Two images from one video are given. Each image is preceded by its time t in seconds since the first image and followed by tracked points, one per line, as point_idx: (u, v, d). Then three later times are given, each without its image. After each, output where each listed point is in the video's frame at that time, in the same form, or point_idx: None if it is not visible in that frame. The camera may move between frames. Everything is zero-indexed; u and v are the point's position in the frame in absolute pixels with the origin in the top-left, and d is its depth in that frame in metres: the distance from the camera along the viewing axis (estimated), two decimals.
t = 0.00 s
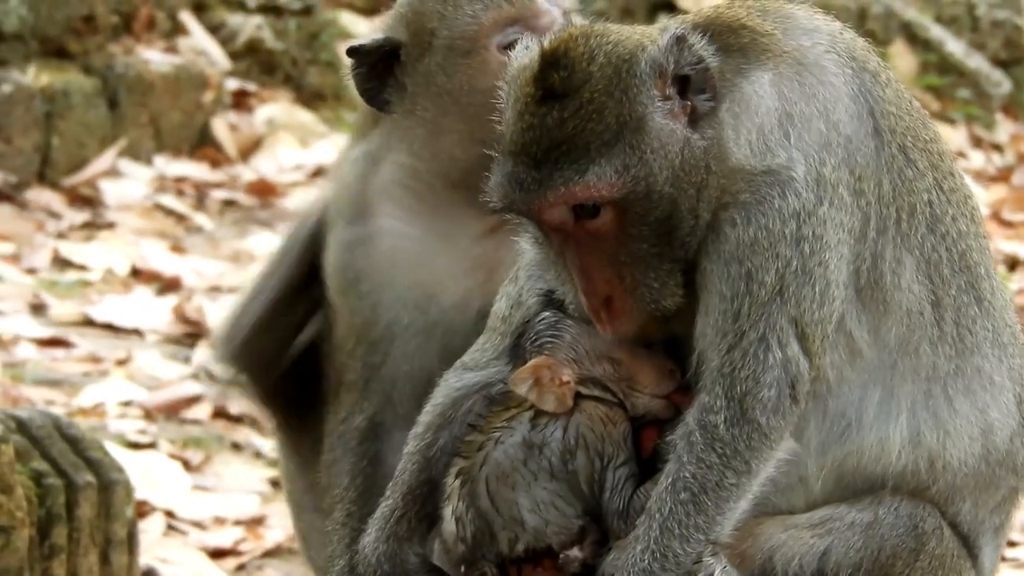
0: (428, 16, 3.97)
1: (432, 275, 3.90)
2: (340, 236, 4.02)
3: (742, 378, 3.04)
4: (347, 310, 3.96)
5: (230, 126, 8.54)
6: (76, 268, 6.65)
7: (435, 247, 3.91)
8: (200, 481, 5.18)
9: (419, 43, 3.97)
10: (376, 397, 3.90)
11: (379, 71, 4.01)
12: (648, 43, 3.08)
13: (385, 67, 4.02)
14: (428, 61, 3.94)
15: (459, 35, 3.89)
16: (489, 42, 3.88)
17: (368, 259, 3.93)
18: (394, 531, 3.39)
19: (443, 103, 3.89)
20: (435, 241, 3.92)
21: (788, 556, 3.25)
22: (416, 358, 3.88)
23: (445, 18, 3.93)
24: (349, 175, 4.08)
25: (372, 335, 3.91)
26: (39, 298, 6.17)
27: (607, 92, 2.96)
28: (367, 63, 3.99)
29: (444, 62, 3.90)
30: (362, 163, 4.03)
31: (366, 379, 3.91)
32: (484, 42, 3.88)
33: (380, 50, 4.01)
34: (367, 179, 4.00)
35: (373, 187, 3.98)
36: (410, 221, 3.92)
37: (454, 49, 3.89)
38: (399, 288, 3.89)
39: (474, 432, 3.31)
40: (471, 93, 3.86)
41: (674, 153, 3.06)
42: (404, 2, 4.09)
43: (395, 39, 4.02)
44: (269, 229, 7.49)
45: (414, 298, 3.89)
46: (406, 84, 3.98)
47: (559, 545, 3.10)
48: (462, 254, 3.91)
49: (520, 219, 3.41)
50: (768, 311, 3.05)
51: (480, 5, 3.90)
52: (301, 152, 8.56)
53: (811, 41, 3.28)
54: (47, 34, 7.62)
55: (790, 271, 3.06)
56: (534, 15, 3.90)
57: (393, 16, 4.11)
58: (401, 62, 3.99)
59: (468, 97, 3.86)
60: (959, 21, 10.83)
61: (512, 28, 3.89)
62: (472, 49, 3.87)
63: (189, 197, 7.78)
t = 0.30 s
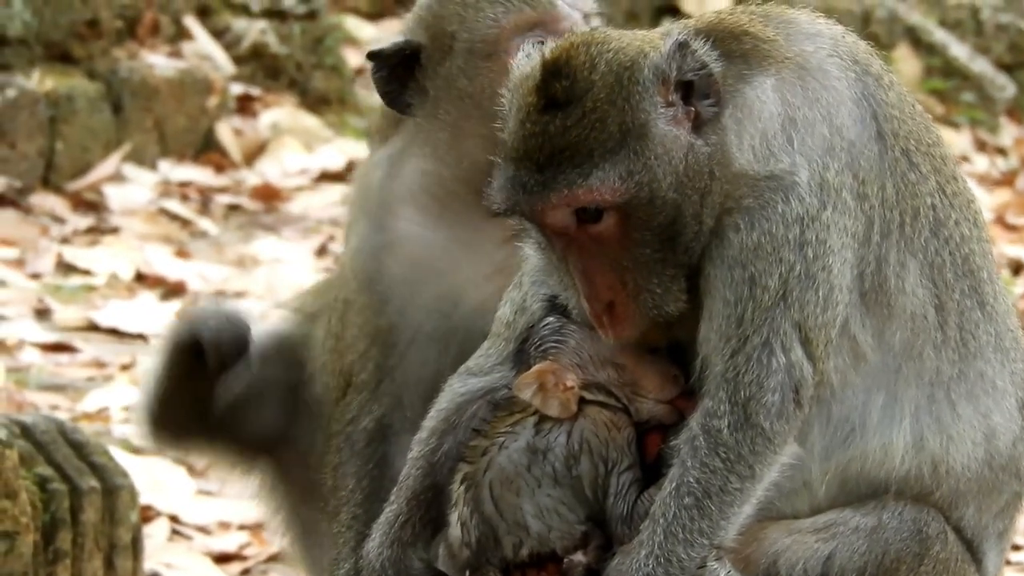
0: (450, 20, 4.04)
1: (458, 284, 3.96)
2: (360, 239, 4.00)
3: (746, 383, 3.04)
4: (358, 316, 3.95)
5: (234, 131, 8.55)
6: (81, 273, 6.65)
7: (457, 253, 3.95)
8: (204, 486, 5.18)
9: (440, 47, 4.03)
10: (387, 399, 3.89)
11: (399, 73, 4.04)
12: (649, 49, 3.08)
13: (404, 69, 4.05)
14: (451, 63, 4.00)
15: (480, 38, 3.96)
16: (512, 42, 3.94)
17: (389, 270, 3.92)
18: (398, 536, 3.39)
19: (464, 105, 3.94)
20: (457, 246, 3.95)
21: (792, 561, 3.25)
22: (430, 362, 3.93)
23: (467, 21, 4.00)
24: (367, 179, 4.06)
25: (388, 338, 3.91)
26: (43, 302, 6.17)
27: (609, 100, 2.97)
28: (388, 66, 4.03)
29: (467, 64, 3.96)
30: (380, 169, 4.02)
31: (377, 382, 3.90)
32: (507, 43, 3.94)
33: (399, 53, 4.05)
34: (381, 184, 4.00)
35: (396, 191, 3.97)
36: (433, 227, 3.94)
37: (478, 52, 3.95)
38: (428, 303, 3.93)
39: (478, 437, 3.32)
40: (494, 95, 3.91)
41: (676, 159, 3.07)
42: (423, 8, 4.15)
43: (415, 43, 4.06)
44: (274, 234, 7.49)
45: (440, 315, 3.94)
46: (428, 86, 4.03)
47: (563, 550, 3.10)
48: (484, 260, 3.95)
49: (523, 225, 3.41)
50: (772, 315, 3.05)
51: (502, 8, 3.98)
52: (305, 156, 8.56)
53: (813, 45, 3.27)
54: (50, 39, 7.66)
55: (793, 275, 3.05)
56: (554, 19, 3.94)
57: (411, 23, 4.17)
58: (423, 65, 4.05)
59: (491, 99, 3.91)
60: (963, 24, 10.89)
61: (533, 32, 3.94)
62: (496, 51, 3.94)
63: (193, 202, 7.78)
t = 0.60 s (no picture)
0: (453, 39, 4.01)
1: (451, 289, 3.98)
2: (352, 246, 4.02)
3: (743, 392, 3.04)
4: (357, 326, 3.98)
5: (234, 140, 8.57)
6: (81, 282, 6.66)
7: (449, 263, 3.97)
8: (204, 497, 5.17)
9: (444, 68, 3.99)
10: (383, 411, 3.92)
11: (403, 94, 4.00)
12: (647, 58, 3.07)
13: (409, 89, 4.01)
14: (456, 88, 3.97)
15: (486, 63, 3.94)
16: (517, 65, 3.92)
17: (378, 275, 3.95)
18: (396, 546, 3.39)
19: (471, 131, 3.93)
20: (449, 252, 3.97)
21: (790, 572, 3.24)
22: (427, 372, 3.95)
23: (472, 43, 3.97)
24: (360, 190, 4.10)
25: (382, 347, 3.92)
26: (43, 312, 6.17)
27: (607, 108, 2.96)
28: (392, 84, 3.98)
29: (474, 88, 3.94)
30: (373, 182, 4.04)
31: (374, 392, 3.93)
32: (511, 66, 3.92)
33: (403, 73, 4.01)
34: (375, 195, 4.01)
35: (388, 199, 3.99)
36: (426, 235, 3.97)
37: (483, 77, 3.94)
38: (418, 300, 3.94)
39: (477, 447, 3.32)
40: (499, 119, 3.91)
41: (674, 169, 3.06)
42: (428, 26, 4.10)
43: (419, 62, 4.02)
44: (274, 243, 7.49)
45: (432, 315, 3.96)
46: (433, 110, 3.99)
47: (561, 561, 3.14)
48: (477, 269, 3.97)
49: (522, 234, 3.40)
50: (768, 324, 3.05)
51: (506, 28, 3.96)
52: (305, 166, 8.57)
53: (811, 55, 3.28)
54: (51, 48, 7.66)
55: (790, 284, 3.06)
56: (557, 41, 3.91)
57: (411, 45, 4.12)
58: (427, 87, 4.01)
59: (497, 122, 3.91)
60: (964, 34, 10.96)
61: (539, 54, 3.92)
62: (500, 75, 3.92)
63: (193, 211, 7.79)
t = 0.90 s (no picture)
0: (436, 68, 3.97)
1: (447, 306, 3.99)
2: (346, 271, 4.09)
3: (740, 401, 3.04)
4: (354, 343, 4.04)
5: (230, 150, 8.58)
6: (77, 292, 6.66)
7: (443, 280, 3.99)
8: (201, 506, 5.18)
9: (428, 99, 3.96)
10: (381, 424, 3.99)
11: (392, 125, 3.97)
12: (649, 56, 3.11)
13: (397, 120, 3.97)
14: (441, 120, 3.94)
15: (468, 92, 3.91)
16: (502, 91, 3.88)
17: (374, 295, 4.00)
18: (392, 556, 3.41)
19: (460, 158, 3.92)
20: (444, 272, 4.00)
21: None
22: (421, 388, 3.96)
23: (455, 73, 3.94)
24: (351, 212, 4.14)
25: (376, 365, 3.98)
26: (39, 322, 6.18)
27: (609, 102, 2.98)
28: (381, 116, 3.94)
29: (459, 119, 3.92)
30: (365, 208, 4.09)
31: (371, 407, 4.00)
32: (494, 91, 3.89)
33: (390, 105, 3.95)
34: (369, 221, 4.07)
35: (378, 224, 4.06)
36: (419, 256, 4.00)
37: (466, 104, 3.91)
38: (412, 322, 3.96)
39: (476, 456, 3.32)
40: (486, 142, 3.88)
41: (674, 167, 3.08)
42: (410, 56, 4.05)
43: (406, 92, 3.98)
44: (270, 253, 7.49)
45: (428, 334, 3.97)
46: (422, 142, 3.97)
47: (558, 569, 3.15)
48: (474, 286, 3.99)
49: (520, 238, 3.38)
50: (764, 335, 3.06)
51: (487, 52, 3.94)
52: (301, 176, 8.58)
53: (809, 66, 3.31)
54: (47, 58, 7.66)
55: (787, 295, 3.06)
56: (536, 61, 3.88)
57: (393, 76, 4.08)
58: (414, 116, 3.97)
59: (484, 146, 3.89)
60: (960, 44, 11.02)
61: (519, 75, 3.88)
62: (486, 100, 3.89)
63: (189, 222, 7.79)
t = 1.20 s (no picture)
0: (430, 86, 3.97)
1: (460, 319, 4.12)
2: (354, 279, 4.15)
3: (737, 406, 3.05)
4: (359, 353, 4.12)
5: (227, 155, 8.57)
6: (74, 297, 6.67)
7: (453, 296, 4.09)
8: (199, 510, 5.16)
9: (423, 118, 3.96)
10: (384, 428, 4.07)
11: (389, 143, 3.96)
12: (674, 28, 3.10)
13: (394, 138, 3.95)
14: (436, 139, 3.95)
15: (461, 111, 3.91)
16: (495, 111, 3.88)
17: (387, 308, 4.09)
18: (387, 564, 3.41)
19: (456, 179, 3.93)
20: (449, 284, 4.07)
21: None
22: (425, 392, 4.10)
23: (449, 92, 3.94)
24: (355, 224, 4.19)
25: (387, 373, 4.09)
26: (36, 327, 6.19)
27: (632, 61, 2.97)
28: (377, 138, 3.93)
29: (452, 140, 3.92)
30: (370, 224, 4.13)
31: (374, 410, 4.08)
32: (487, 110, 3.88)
33: (387, 123, 3.94)
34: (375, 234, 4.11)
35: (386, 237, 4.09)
36: (427, 269, 4.06)
37: (459, 125, 3.92)
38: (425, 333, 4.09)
39: (473, 459, 3.34)
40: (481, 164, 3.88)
41: (686, 140, 3.07)
42: (403, 75, 4.05)
43: (402, 110, 3.98)
44: (268, 258, 7.49)
45: (439, 345, 4.11)
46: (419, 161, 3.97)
47: (557, 572, 3.16)
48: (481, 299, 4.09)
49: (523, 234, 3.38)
50: (761, 339, 3.06)
51: (480, 69, 3.94)
52: (298, 181, 8.57)
53: (814, 73, 3.32)
54: (44, 63, 7.69)
55: (783, 300, 3.07)
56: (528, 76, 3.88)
57: (390, 90, 4.08)
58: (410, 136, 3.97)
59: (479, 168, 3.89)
60: (957, 48, 10.98)
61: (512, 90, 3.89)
62: (479, 120, 3.89)
63: (186, 227, 7.79)
